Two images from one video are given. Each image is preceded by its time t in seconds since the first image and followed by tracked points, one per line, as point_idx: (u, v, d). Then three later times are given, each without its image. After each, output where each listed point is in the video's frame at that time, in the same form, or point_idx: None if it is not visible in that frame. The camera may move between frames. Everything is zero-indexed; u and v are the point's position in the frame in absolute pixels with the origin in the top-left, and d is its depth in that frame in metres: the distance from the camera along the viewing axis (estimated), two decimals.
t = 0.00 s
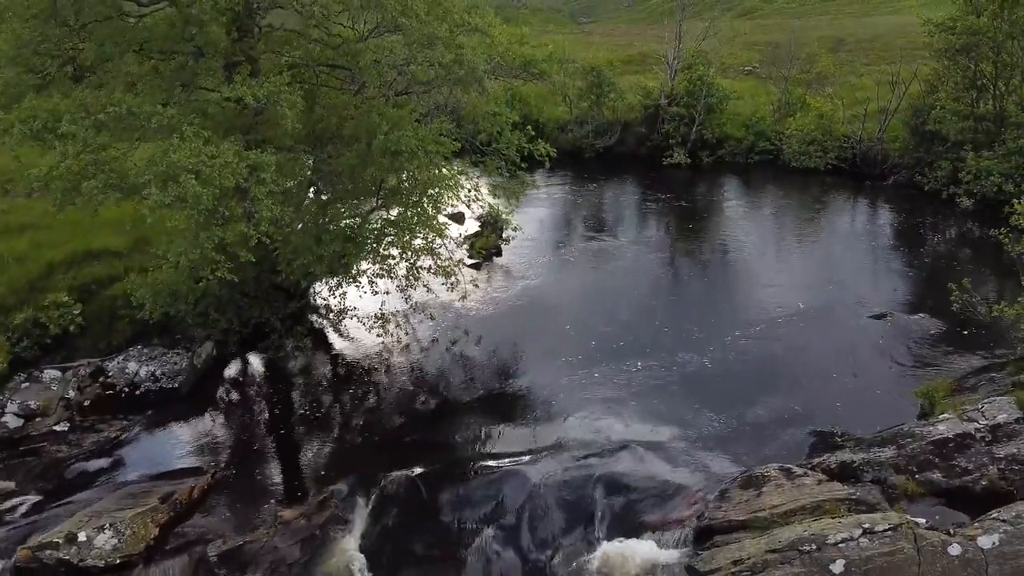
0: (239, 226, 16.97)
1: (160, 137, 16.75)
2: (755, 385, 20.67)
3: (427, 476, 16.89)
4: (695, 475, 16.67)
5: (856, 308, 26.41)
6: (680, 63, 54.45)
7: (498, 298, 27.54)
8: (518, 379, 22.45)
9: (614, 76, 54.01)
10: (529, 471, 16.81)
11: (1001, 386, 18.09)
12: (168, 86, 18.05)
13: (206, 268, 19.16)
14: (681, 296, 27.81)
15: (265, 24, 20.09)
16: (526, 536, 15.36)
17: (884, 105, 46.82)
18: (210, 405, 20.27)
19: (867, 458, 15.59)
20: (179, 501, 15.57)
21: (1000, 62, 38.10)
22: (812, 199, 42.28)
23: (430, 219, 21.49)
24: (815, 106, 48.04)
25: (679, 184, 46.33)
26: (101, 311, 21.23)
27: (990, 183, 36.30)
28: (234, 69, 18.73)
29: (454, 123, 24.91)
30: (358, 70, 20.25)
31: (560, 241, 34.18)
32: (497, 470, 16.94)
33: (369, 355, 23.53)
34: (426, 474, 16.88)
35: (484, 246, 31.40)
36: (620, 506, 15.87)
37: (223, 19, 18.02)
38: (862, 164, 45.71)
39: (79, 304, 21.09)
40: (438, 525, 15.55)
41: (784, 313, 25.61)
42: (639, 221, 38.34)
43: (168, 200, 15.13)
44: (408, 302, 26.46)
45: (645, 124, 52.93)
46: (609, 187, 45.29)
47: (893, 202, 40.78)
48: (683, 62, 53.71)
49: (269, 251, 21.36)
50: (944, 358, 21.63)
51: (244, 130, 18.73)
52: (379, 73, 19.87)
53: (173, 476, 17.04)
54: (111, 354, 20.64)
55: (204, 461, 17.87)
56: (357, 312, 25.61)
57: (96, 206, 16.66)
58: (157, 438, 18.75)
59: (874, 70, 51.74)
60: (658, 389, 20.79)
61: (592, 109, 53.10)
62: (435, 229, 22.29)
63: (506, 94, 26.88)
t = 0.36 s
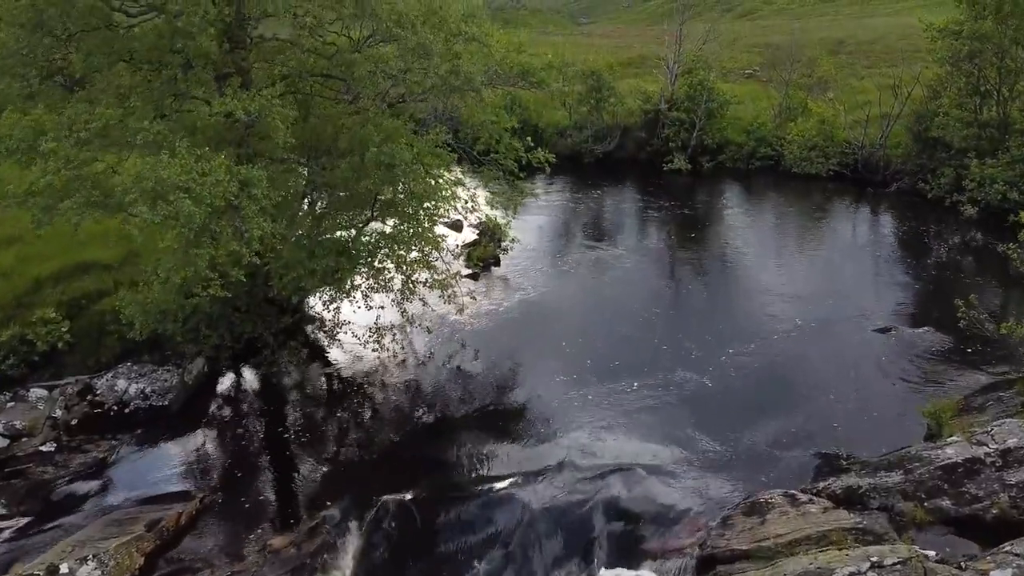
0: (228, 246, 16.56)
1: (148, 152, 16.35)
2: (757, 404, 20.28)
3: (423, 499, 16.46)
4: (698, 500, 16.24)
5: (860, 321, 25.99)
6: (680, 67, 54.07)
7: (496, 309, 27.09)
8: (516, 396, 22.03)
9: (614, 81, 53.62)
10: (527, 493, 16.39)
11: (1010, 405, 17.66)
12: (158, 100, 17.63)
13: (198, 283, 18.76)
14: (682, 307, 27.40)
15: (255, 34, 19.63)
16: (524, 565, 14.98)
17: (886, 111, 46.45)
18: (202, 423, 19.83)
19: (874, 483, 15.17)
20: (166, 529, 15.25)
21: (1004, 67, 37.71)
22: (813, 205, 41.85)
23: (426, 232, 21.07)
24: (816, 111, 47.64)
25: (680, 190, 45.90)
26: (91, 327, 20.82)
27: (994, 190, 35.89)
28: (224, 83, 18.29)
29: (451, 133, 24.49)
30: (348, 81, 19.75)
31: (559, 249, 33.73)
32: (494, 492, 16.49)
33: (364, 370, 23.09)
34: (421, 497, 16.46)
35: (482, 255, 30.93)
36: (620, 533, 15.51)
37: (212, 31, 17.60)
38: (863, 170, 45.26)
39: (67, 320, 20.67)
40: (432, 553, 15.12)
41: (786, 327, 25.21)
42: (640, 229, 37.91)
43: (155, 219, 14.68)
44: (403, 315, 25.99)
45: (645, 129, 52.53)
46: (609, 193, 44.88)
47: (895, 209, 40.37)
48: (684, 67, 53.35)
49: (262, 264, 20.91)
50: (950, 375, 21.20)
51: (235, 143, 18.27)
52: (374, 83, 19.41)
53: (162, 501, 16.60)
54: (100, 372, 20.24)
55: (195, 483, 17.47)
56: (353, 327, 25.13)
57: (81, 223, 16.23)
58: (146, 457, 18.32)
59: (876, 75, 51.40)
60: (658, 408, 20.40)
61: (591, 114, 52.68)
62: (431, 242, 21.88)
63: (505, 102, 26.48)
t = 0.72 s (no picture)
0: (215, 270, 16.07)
1: (134, 173, 15.86)
2: (761, 426, 19.77)
3: (418, 530, 15.97)
4: (701, 533, 15.73)
5: (865, 335, 25.49)
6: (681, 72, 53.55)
7: (495, 324, 26.52)
8: (515, 416, 21.46)
9: (614, 85, 53.04)
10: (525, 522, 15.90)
11: None
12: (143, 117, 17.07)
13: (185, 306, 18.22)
14: (685, 320, 26.84)
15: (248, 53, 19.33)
16: None
17: (889, 116, 45.91)
18: (192, 447, 19.33)
19: (884, 517, 14.71)
20: (151, 563, 14.73)
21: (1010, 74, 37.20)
22: (816, 213, 41.33)
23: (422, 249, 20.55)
24: (818, 117, 47.11)
25: (681, 197, 45.38)
26: (78, 348, 20.32)
27: (999, 200, 35.38)
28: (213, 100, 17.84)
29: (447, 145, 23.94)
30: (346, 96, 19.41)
31: (559, 259, 33.16)
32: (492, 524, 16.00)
33: (359, 388, 22.57)
34: (414, 528, 15.96)
35: (479, 267, 30.35)
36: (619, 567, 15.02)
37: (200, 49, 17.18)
38: (866, 177, 44.75)
39: (53, 340, 20.13)
40: None
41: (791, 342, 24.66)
42: (640, 237, 37.38)
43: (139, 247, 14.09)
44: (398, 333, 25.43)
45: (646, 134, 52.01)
46: (609, 200, 44.37)
47: (898, 218, 39.88)
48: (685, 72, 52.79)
49: (253, 283, 20.41)
50: (960, 395, 20.70)
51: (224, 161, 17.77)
52: (371, 100, 18.95)
53: (148, 532, 16.11)
54: (87, 395, 19.76)
55: (183, 512, 16.97)
56: (348, 344, 24.62)
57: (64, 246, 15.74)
58: (134, 484, 17.82)
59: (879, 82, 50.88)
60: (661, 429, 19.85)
61: (591, 119, 52.11)
62: (427, 259, 21.32)
63: (502, 113, 25.88)
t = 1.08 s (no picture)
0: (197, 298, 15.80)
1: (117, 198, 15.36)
2: (766, 451, 19.28)
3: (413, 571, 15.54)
4: (701, 571, 15.32)
5: (872, 353, 24.99)
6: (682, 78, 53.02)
7: (493, 340, 26.00)
8: (514, 438, 20.96)
9: (614, 91, 52.51)
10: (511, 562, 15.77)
11: None
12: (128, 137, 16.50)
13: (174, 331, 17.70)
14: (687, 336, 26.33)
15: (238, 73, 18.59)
16: None
17: (893, 123, 45.41)
18: (182, 472, 18.82)
19: (895, 555, 14.13)
20: None
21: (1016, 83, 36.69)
22: (819, 222, 40.81)
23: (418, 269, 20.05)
24: (821, 124, 46.60)
25: (682, 205, 44.87)
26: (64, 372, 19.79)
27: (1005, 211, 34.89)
28: (199, 119, 17.23)
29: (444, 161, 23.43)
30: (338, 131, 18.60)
31: (559, 270, 32.61)
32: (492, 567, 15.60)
33: (354, 409, 22.05)
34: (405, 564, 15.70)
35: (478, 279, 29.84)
36: None
37: (184, 68, 16.55)
38: (869, 186, 44.23)
39: (37, 364, 19.60)
40: None
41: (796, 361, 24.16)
42: (642, 246, 36.82)
43: (114, 277, 13.93)
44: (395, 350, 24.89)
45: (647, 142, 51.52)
46: (608, 207, 43.85)
47: (902, 227, 39.40)
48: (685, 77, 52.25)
49: (244, 304, 19.88)
50: (970, 419, 20.19)
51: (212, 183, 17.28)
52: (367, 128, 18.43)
53: (134, 569, 15.58)
54: (73, 420, 19.26)
55: (171, 546, 16.48)
56: (343, 363, 24.10)
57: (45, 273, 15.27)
58: (120, 512, 17.27)
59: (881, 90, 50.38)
60: (662, 454, 19.36)
61: (591, 126, 51.57)
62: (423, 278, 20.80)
63: (500, 126, 25.35)
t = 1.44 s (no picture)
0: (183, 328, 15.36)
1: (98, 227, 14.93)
2: (770, 479, 18.81)
3: None
4: None
5: (878, 371, 24.46)
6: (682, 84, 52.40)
7: (492, 358, 25.48)
8: (513, 461, 20.46)
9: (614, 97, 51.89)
10: None
11: None
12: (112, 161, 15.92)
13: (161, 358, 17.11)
14: (689, 354, 25.83)
15: (227, 93, 18.01)
16: None
17: (896, 131, 44.78)
18: (170, 500, 18.35)
19: None
20: None
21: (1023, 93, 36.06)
22: (822, 231, 40.26)
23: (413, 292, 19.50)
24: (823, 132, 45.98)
25: (683, 214, 44.34)
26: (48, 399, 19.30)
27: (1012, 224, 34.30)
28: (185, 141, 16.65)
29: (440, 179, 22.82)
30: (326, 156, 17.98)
31: (559, 283, 32.10)
32: None
33: (349, 431, 21.53)
34: None
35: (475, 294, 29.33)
36: None
37: (168, 91, 16.00)
38: (873, 195, 43.64)
39: (21, 393, 19.10)
40: None
41: (800, 381, 23.65)
42: (642, 256, 36.29)
43: (88, 311, 13.82)
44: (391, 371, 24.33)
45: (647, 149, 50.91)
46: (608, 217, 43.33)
47: (906, 238, 38.84)
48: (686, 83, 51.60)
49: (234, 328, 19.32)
50: (980, 446, 19.65)
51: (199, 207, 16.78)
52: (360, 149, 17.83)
53: None
54: (57, 449, 18.82)
55: None
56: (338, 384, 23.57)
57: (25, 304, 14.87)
58: (106, 544, 16.69)
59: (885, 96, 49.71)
60: (663, 483, 18.89)
61: (590, 133, 50.95)
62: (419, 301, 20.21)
63: (497, 141, 24.71)
